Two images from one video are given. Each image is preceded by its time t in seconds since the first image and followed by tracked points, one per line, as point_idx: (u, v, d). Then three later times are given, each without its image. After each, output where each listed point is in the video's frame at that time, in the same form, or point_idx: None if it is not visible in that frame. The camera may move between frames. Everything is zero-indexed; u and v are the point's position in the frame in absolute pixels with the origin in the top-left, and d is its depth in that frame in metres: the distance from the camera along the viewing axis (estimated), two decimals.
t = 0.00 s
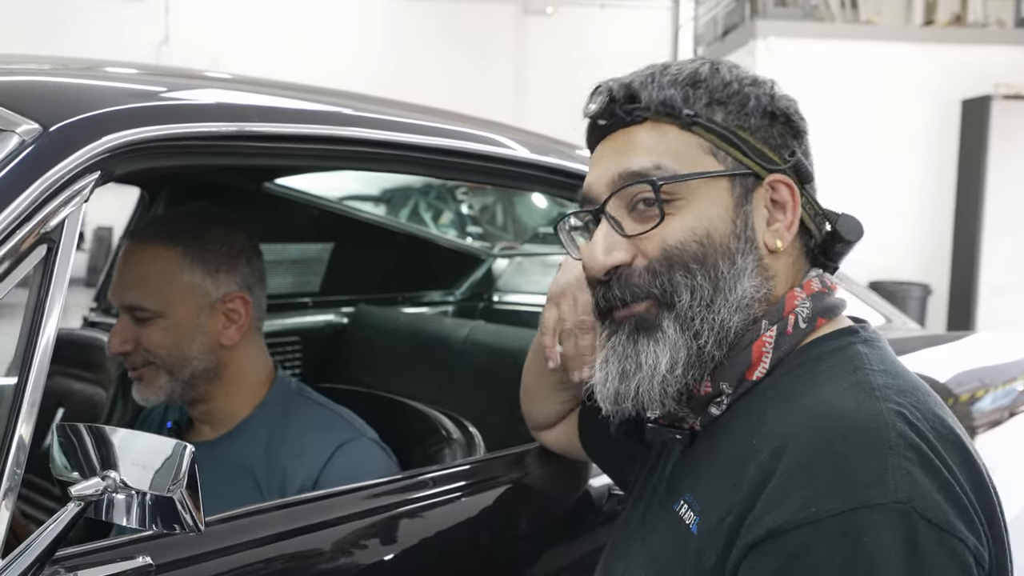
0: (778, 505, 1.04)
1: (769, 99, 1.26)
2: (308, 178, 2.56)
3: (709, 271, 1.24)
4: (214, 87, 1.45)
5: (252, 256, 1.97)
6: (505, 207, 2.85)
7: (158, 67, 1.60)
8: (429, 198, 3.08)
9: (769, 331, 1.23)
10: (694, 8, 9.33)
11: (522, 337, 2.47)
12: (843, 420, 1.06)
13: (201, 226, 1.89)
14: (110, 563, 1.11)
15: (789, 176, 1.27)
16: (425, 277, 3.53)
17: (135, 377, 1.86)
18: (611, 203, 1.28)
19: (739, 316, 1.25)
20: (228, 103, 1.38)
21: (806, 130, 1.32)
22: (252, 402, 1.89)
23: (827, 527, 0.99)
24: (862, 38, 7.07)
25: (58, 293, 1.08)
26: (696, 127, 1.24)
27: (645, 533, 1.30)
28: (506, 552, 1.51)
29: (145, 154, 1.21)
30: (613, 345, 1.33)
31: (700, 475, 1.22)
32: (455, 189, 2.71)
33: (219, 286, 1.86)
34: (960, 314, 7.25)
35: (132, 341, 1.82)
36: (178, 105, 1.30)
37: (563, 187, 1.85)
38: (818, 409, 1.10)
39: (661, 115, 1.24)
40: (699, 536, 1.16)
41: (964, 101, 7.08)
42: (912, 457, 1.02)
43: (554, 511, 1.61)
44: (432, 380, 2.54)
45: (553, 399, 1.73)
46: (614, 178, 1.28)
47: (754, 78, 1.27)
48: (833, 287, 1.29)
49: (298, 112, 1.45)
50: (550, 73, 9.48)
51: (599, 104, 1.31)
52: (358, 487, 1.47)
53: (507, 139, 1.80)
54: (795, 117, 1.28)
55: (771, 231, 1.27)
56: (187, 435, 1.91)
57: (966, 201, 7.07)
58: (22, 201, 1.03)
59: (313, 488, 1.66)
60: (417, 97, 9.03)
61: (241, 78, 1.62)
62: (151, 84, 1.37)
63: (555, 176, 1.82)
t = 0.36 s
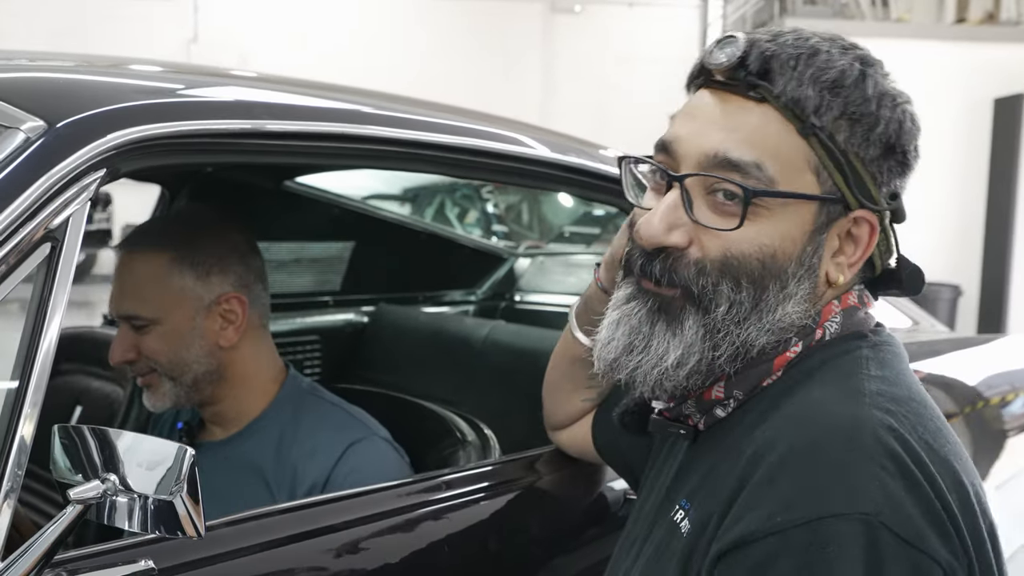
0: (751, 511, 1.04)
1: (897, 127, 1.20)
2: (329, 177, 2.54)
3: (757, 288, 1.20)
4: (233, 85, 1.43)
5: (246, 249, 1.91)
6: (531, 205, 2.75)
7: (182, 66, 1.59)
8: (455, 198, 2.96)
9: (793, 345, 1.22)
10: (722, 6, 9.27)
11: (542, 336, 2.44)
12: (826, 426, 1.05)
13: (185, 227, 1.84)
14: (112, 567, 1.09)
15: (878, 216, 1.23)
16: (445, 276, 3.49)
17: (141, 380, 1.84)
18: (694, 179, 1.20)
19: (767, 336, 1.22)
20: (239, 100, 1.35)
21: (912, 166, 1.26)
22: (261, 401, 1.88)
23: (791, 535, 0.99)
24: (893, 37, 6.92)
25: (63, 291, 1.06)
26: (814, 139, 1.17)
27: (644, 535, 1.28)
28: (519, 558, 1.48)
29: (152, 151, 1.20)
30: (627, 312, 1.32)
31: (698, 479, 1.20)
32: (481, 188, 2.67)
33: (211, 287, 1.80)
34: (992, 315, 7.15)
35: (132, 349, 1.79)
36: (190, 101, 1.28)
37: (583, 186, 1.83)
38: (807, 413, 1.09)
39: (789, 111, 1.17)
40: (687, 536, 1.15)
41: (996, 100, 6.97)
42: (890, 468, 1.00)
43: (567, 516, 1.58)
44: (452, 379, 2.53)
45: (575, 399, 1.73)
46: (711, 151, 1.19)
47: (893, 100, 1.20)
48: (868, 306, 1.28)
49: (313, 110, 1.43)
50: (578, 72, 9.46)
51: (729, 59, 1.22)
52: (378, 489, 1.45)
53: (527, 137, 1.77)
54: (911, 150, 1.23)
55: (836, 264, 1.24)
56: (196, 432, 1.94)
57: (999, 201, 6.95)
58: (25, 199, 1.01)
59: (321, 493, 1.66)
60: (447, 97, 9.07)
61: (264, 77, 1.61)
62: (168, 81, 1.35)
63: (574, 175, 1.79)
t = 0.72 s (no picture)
0: (753, 493, 1.01)
1: (879, 103, 1.22)
2: (345, 175, 2.53)
3: (774, 282, 1.19)
4: (244, 80, 1.42)
5: (244, 243, 1.90)
6: (550, 203, 2.66)
7: (199, 63, 1.54)
8: (474, 197, 2.93)
9: (809, 340, 1.21)
10: (745, 3, 9.25)
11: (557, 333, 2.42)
12: (833, 405, 1.02)
13: (180, 222, 1.82)
14: (110, 567, 1.08)
15: (874, 191, 1.24)
16: (461, 272, 3.47)
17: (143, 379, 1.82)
18: (694, 175, 1.20)
19: (791, 329, 1.21)
20: (245, 95, 1.33)
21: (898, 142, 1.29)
22: (268, 397, 1.88)
23: (792, 514, 0.96)
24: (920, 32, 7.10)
25: (62, 287, 1.06)
26: (804, 120, 1.18)
27: (654, 534, 1.24)
28: (528, 561, 1.46)
29: (154, 147, 1.18)
30: (643, 332, 1.30)
31: (705, 475, 1.19)
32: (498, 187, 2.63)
33: (212, 282, 1.78)
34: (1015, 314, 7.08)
35: (134, 348, 1.77)
36: (197, 96, 1.26)
37: (596, 183, 1.80)
38: (813, 395, 1.06)
39: (778, 96, 1.18)
40: (694, 525, 1.14)
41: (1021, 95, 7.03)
42: (897, 448, 0.97)
43: (575, 518, 1.55)
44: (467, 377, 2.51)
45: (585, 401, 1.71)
46: (706, 146, 1.20)
47: (871, 77, 1.23)
48: (875, 293, 1.29)
49: (322, 105, 1.41)
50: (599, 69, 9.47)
51: (707, 56, 1.24)
52: (387, 488, 1.44)
53: (540, 133, 1.75)
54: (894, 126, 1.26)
55: (841, 247, 1.25)
56: (204, 432, 1.90)
57: None
58: (24, 194, 1.00)
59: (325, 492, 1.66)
60: (474, 96, 9.26)
61: (281, 73, 1.59)
62: (178, 76, 1.33)
63: (587, 171, 1.77)
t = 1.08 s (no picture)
0: (762, 512, 0.98)
1: (811, 90, 1.21)
2: (346, 175, 2.51)
3: (742, 277, 1.18)
4: (243, 78, 1.40)
5: (238, 243, 1.89)
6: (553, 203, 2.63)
7: (198, 61, 1.52)
8: (477, 198, 2.92)
9: (792, 339, 1.18)
10: (750, 2, 9.28)
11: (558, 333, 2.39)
12: (841, 418, 0.99)
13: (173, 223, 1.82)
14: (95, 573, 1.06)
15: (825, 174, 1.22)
16: (464, 272, 3.43)
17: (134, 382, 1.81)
18: (639, 187, 1.20)
19: (768, 325, 1.19)
20: (237, 93, 1.32)
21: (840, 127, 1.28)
22: (260, 399, 1.86)
23: (804, 533, 0.93)
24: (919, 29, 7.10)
25: (48, 288, 1.05)
26: (739, 114, 1.17)
27: (653, 542, 1.23)
28: (524, 564, 1.44)
29: (143, 146, 1.17)
30: (624, 350, 1.26)
31: (706, 487, 1.16)
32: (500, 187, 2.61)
33: (203, 283, 1.78)
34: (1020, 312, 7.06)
35: (126, 350, 1.76)
36: (190, 94, 1.25)
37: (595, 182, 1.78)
38: (820, 408, 1.03)
39: (707, 96, 1.17)
40: (692, 540, 1.11)
41: None
42: (908, 462, 0.94)
43: (570, 522, 1.53)
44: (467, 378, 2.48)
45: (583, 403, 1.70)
46: (646, 156, 1.20)
47: (797, 65, 1.22)
48: (857, 287, 1.25)
49: (318, 103, 1.40)
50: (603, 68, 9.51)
51: (632, 73, 1.23)
52: (380, 491, 1.43)
53: (540, 131, 1.73)
54: (835, 111, 1.25)
55: (804, 235, 1.23)
56: (198, 435, 1.87)
57: None
58: (9, 193, 0.99)
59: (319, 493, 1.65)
60: (473, 95, 9.37)
61: (283, 71, 1.57)
62: (175, 74, 1.32)
63: (586, 170, 1.75)
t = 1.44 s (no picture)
0: (760, 511, 0.97)
1: (786, 85, 1.21)
2: (348, 174, 2.50)
3: (722, 278, 1.18)
4: (242, 76, 1.39)
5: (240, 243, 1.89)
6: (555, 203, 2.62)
7: (199, 58, 1.52)
8: (480, 196, 2.90)
9: (782, 336, 1.17)
10: None
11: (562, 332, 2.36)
12: (839, 417, 0.98)
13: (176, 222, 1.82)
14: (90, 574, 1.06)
15: (809, 170, 1.22)
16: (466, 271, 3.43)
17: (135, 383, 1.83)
18: (616, 197, 1.20)
19: (754, 325, 1.19)
20: (235, 91, 1.30)
21: (824, 121, 1.27)
22: (259, 400, 1.85)
23: (802, 534, 0.92)
24: (928, 26, 7.14)
25: (43, 287, 1.04)
26: (711, 114, 1.17)
27: (654, 543, 1.22)
28: (523, 565, 1.44)
29: (139, 144, 1.16)
30: (610, 354, 1.25)
31: (704, 487, 1.15)
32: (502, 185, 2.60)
33: (201, 283, 1.79)
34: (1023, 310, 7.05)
35: (124, 350, 1.78)
36: (188, 92, 1.24)
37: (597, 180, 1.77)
38: (817, 407, 1.02)
39: (677, 99, 1.18)
40: (690, 542, 1.09)
41: None
42: (908, 460, 0.93)
43: (570, 522, 1.52)
44: (468, 377, 2.47)
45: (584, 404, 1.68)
46: (622, 165, 1.20)
47: (771, 61, 1.22)
48: (851, 283, 1.21)
49: (317, 100, 1.39)
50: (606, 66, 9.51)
51: (604, 83, 1.24)
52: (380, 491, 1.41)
53: (541, 129, 1.72)
54: (813, 105, 1.24)
55: (789, 231, 1.22)
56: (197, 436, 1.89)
57: None
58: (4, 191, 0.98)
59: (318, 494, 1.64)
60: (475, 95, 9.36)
61: (284, 69, 1.56)
62: (175, 72, 1.31)
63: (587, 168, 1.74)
